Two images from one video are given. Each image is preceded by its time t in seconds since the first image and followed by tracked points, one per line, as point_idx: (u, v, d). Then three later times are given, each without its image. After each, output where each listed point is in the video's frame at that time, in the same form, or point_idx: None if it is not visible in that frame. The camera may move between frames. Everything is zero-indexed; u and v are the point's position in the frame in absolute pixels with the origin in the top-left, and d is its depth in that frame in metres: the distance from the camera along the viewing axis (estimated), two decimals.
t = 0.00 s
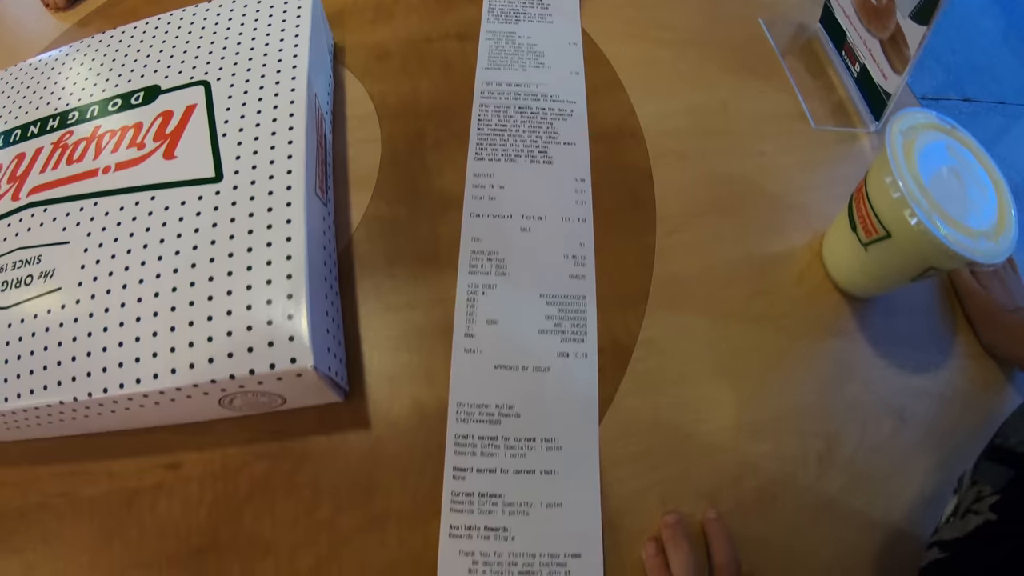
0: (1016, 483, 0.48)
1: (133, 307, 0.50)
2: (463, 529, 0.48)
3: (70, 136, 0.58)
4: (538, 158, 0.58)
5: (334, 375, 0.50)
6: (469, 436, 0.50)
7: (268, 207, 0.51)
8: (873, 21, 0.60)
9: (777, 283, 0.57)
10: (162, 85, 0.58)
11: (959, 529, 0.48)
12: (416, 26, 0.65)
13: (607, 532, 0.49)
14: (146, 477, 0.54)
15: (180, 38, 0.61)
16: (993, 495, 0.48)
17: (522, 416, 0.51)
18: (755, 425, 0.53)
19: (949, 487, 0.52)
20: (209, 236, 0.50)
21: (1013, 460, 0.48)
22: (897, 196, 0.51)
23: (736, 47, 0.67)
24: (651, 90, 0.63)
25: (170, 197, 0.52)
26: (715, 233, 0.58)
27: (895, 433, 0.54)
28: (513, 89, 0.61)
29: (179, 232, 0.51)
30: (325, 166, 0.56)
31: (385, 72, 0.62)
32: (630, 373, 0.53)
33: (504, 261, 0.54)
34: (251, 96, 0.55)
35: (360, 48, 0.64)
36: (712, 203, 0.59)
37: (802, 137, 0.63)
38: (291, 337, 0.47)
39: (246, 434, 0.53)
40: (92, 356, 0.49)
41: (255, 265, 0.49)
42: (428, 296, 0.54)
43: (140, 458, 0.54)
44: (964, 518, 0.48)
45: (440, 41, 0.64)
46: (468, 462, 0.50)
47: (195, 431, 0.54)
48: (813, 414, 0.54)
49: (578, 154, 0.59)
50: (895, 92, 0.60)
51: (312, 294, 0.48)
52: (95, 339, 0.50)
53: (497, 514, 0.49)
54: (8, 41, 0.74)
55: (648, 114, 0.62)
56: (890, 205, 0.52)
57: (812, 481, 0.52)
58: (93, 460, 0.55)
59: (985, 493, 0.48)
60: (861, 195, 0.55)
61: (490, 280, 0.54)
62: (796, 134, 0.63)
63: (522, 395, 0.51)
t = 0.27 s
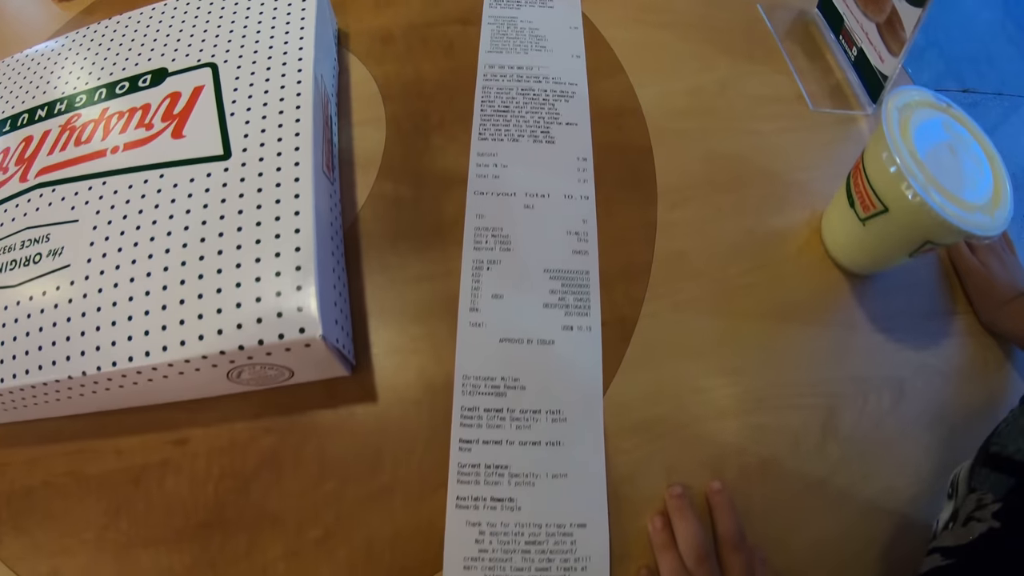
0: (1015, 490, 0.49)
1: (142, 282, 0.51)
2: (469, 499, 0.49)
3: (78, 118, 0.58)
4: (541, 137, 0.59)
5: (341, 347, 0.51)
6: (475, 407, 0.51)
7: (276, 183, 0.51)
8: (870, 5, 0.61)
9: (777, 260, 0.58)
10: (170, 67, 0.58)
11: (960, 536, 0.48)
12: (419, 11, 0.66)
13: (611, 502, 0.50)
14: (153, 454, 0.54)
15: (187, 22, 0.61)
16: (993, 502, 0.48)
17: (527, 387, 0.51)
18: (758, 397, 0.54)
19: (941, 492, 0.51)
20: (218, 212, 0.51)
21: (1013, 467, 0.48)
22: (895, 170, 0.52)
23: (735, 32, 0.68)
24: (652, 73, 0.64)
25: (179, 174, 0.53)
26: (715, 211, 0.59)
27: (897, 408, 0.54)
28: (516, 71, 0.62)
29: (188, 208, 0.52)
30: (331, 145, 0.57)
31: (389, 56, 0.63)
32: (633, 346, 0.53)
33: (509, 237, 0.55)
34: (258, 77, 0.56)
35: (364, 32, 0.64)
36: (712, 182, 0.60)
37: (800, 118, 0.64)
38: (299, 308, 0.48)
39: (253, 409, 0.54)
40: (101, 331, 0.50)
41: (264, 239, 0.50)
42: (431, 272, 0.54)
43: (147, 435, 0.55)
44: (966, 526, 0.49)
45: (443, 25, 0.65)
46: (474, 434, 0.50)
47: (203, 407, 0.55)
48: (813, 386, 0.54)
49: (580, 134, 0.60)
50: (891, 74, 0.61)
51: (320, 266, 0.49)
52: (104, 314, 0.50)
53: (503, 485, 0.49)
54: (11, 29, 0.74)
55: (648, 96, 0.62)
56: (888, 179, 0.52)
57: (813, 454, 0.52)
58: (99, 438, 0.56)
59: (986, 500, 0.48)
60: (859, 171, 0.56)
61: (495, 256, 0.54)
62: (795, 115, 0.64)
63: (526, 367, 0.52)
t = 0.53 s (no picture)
0: (1002, 480, 0.49)
1: (155, 251, 0.51)
2: (480, 463, 0.50)
3: (88, 97, 0.59)
4: (545, 113, 0.60)
5: (353, 313, 0.51)
6: (484, 373, 0.51)
7: (287, 153, 0.52)
8: None
9: (778, 230, 0.59)
10: (179, 46, 0.59)
11: (948, 527, 0.48)
12: None
13: (620, 465, 0.50)
14: (163, 426, 0.54)
15: (195, 4, 0.62)
16: (981, 493, 0.48)
17: (536, 353, 0.52)
18: (761, 363, 0.54)
19: (931, 482, 0.51)
20: (230, 182, 0.52)
21: (998, 458, 0.49)
22: (891, 138, 0.53)
23: (733, 13, 0.70)
24: (654, 52, 0.65)
25: (190, 147, 0.54)
26: (716, 184, 0.60)
27: (898, 375, 0.55)
28: (520, 50, 0.63)
29: (199, 179, 0.52)
30: (340, 120, 0.58)
31: (395, 37, 0.64)
32: (638, 313, 0.54)
33: (515, 208, 0.56)
34: (268, 54, 0.57)
35: (369, 14, 0.65)
36: (713, 156, 0.61)
37: (798, 94, 0.65)
38: (312, 273, 0.48)
39: (263, 378, 0.54)
40: (114, 300, 0.50)
41: (276, 207, 0.51)
42: (439, 242, 0.55)
43: (157, 407, 0.55)
44: (954, 516, 0.49)
45: (448, 7, 0.66)
46: (484, 398, 0.51)
47: (214, 378, 0.55)
48: (815, 352, 0.55)
49: (584, 109, 0.61)
50: (888, 52, 0.62)
51: (331, 233, 0.50)
52: (116, 283, 0.51)
53: (514, 449, 0.50)
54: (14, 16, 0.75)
55: (650, 74, 0.64)
56: (886, 147, 0.53)
57: (815, 419, 0.53)
58: (108, 413, 0.56)
59: (974, 491, 0.48)
60: (857, 142, 0.57)
61: (502, 226, 0.55)
62: (793, 92, 0.65)
63: (535, 333, 0.52)
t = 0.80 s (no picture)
0: (1003, 460, 0.47)
1: (166, 223, 0.51)
2: (491, 430, 0.50)
3: (96, 78, 0.59)
4: (549, 91, 0.61)
5: (363, 284, 0.52)
6: (493, 342, 0.52)
7: (297, 126, 0.53)
8: None
9: (780, 204, 0.60)
10: (187, 27, 0.60)
11: (950, 512, 0.48)
12: None
13: (630, 431, 0.51)
14: (172, 400, 0.54)
15: None
16: (981, 476, 0.47)
17: (544, 322, 0.53)
18: (766, 332, 0.55)
19: (935, 454, 0.52)
20: (241, 155, 0.52)
21: (997, 440, 0.47)
22: (890, 110, 0.53)
23: None
24: (655, 32, 0.66)
25: (200, 122, 0.54)
26: (718, 159, 0.61)
27: (901, 344, 0.56)
28: (524, 31, 0.64)
29: (210, 153, 0.53)
30: (347, 97, 0.58)
31: (400, 18, 0.65)
32: (644, 283, 0.55)
33: (521, 182, 0.57)
34: (276, 33, 0.58)
35: None
36: (715, 132, 0.62)
37: (797, 73, 0.66)
38: (324, 240, 0.49)
39: (274, 351, 0.55)
40: (125, 273, 0.50)
41: (287, 178, 0.51)
42: (446, 216, 0.56)
43: (166, 382, 0.55)
44: (955, 501, 0.48)
45: None
46: (494, 367, 0.51)
47: (223, 352, 0.55)
48: (820, 321, 0.56)
49: (587, 87, 0.62)
50: (884, 31, 0.63)
51: (342, 203, 0.51)
52: (127, 256, 0.51)
53: (524, 416, 0.50)
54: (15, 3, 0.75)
55: (651, 54, 0.65)
56: (884, 120, 0.54)
57: (821, 386, 0.54)
58: (116, 390, 0.56)
59: (974, 475, 0.47)
60: (855, 115, 0.57)
61: (509, 199, 0.56)
62: (792, 70, 0.66)
63: (543, 303, 0.53)
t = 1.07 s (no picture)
0: (1008, 438, 0.49)
1: (177, 197, 0.52)
2: (501, 397, 0.51)
3: (104, 60, 0.60)
4: (551, 69, 0.62)
5: (372, 255, 0.53)
6: (501, 311, 0.53)
7: (306, 101, 0.54)
8: None
9: (779, 177, 0.61)
10: (194, 9, 0.61)
11: (957, 487, 0.50)
12: None
13: (638, 397, 0.52)
14: (182, 375, 0.55)
15: None
16: (987, 452, 0.49)
17: (550, 291, 0.53)
18: (770, 300, 0.56)
19: (943, 413, 0.53)
20: (251, 129, 0.53)
21: (1004, 419, 0.49)
22: (885, 82, 0.54)
23: None
24: (653, 13, 0.68)
25: (210, 100, 0.55)
26: (718, 134, 0.62)
27: (903, 312, 0.57)
28: (525, 12, 0.65)
29: (220, 129, 0.54)
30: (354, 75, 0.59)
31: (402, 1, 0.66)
32: (648, 253, 0.56)
33: (526, 156, 0.58)
34: (283, 14, 0.59)
35: None
36: (714, 109, 0.63)
37: (793, 51, 0.68)
38: (335, 209, 0.49)
39: (283, 324, 0.55)
40: (136, 246, 0.51)
41: (297, 150, 0.52)
42: (452, 190, 0.57)
43: (176, 358, 0.55)
44: (961, 476, 0.50)
45: None
46: (502, 335, 0.52)
47: (232, 326, 0.56)
48: (821, 289, 0.57)
49: (588, 66, 0.63)
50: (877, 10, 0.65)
51: (352, 174, 0.51)
52: (138, 230, 0.51)
53: (533, 382, 0.51)
54: None
55: (650, 34, 0.66)
56: (879, 93, 0.54)
57: (825, 352, 0.54)
58: (125, 368, 0.56)
59: (980, 452, 0.49)
60: (852, 89, 0.58)
61: (514, 173, 0.57)
62: (788, 49, 0.68)
63: (550, 273, 0.54)
